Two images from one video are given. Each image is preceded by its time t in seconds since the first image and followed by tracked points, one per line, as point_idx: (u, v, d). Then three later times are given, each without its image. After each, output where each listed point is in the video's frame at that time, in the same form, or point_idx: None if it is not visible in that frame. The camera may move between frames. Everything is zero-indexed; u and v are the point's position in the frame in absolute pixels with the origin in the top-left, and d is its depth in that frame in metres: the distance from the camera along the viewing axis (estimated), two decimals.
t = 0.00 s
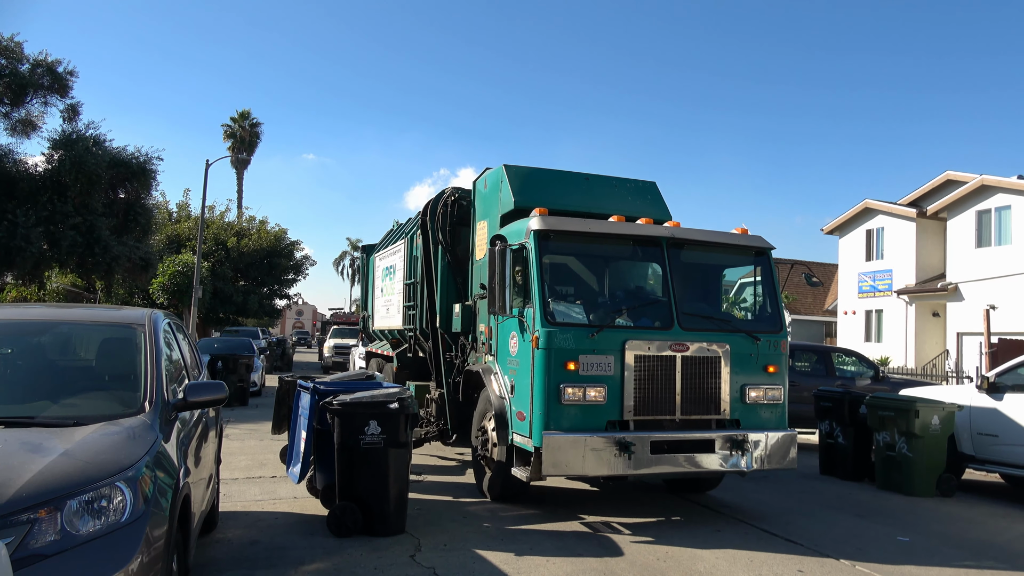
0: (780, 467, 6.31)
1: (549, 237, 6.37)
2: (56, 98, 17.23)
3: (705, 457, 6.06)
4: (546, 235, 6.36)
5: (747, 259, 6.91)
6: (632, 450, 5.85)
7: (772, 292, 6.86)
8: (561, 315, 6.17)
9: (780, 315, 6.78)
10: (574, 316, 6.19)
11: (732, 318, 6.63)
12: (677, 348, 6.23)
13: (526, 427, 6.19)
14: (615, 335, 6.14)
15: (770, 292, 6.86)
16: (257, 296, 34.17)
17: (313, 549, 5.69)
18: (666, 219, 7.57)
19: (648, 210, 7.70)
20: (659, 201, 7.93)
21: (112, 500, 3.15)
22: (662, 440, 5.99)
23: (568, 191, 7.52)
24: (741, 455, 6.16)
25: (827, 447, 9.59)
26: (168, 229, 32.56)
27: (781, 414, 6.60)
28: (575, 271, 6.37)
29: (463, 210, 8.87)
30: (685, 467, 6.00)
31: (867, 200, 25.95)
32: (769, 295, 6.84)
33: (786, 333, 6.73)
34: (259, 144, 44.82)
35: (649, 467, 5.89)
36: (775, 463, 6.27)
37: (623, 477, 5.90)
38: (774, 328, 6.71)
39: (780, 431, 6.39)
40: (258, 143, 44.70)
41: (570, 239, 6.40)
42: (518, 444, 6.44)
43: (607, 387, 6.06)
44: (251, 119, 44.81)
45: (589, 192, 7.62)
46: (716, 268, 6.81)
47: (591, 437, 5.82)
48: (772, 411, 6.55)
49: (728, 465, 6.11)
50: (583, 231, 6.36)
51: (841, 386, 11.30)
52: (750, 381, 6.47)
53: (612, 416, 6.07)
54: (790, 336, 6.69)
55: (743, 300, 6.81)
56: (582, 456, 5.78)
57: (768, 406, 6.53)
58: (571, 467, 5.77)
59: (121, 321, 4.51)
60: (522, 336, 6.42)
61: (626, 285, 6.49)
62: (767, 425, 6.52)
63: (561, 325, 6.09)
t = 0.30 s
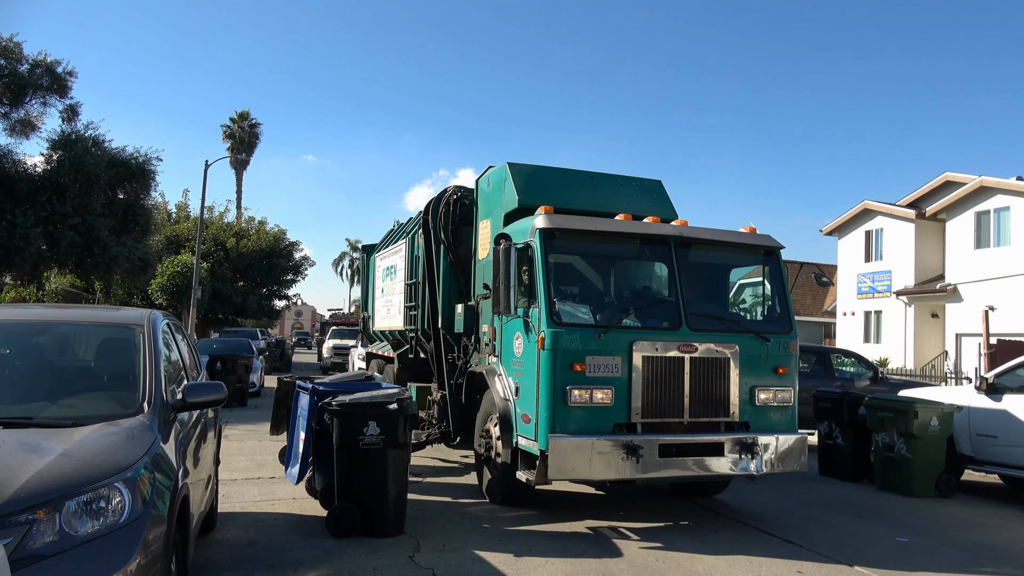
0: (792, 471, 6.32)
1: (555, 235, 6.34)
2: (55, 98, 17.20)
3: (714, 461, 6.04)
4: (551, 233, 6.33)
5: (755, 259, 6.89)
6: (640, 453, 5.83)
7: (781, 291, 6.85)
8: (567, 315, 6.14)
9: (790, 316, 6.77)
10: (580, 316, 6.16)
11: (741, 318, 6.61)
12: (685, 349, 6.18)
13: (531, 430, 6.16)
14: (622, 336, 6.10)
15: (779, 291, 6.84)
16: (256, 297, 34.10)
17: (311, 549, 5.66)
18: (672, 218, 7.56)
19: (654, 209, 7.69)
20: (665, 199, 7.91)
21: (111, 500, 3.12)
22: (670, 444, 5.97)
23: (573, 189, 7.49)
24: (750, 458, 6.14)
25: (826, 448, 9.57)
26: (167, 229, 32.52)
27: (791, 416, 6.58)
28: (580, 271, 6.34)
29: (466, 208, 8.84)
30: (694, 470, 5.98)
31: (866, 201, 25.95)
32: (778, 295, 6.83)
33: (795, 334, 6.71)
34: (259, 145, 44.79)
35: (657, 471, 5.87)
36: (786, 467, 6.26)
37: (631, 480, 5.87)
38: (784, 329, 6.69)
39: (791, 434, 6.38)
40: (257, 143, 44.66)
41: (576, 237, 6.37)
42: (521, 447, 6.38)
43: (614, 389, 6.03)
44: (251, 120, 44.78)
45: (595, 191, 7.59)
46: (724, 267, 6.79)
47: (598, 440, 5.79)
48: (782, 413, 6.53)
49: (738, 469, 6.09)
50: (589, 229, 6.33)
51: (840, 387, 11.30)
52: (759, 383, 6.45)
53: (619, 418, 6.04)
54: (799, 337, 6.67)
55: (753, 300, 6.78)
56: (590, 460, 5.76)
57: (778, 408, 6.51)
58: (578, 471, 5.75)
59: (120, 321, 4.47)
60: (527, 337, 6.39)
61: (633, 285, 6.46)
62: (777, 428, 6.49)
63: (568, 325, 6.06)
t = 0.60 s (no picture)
0: (807, 476, 6.17)
1: (561, 233, 6.26)
2: (52, 100, 17.15)
3: (727, 465, 5.90)
4: (558, 232, 6.25)
5: (767, 257, 6.77)
6: (651, 458, 5.69)
7: (794, 291, 6.72)
8: (575, 315, 6.02)
9: (802, 316, 6.63)
10: (588, 316, 6.05)
11: (753, 319, 6.48)
12: (696, 349, 6.06)
13: (539, 433, 6.02)
14: (632, 337, 5.97)
15: (792, 291, 6.72)
16: (254, 299, 34.01)
17: (309, 551, 5.62)
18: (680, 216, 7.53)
19: (661, 207, 7.67)
20: (672, 197, 7.89)
21: (108, 503, 3.08)
22: (681, 448, 5.83)
23: (579, 186, 7.44)
24: (763, 463, 6.01)
25: (824, 449, 9.56)
26: (164, 231, 32.45)
27: (804, 419, 6.44)
28: (588, 270, 6.24)
29: (468, 207, 8.86)
30: (707, 475, 5.84)
31: (864, 202, 25.97)
32: (790, 295, 6.70)
33: (809, 335, 6.58)
34: (256, 146, 44.72)
35: (668, 475, 5.74)
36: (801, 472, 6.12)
37: (641, 486, 5.73)
38: (797, 330, 6.55)
39: (804, 437, 6.24)
40: (255, 144, 44.61)
41: (584, 236, 6.28)
42: (529, 451, 6.26)
43: (624, 392, 5.88)
44: (248, 121, 44.72)
45: (601, 188, 7.55)
46: (735, 267, 6.68)
47: (608, 445, 5.65)
48: (795, 416, 6.40)
49: (750, 474, 5.95)
50: (597, 227, 6.24)
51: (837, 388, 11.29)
52: (772, 386, 6.31)
53: (629, 422, 5.89)
54: (813, 337, 6.55)
55: (765, 299, 6.66)
56: (599, 466, 5.62)
57: (791, 410, 6.37)
58: (588, 478, 5.60)
59: (117, 323, 4.43)
60: (535, 338, 6.27)
61: (642, 285, 6.35)
62: (790, 431, 6.36)
63: (576, 325, 5.94)
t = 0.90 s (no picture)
0: (821, 481, 5.79)
1: (568, 231, 5.81)
2: (46, 99, 17.06)
3: (738, 471, 5.51)
4: (565, 229, 5.81)
5: (778, 257, 6.35)
6: (660, 463, 5.30)
7: (806, 292, 6.29)
8: (583, 316, 5.59)
9: (814, 317, 6.21)
10: (596, 317, 5.61)
11: (765, 320, 6.05)
12: (707, 351, 5.65)
13: (544, 438, 5.63)
14: (640, 338, 5.55)
15: (804, 291, 6.28)
16: (249, 299, 33.90)
17: (303, 552, 5.57)
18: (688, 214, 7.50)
19: (668, 204, 7.63)
20: (678, 195, 7.86)
21: (101, 504, 3.03)
22: (692, 453, 5.43)
23: (583, 183, 7.40)
24: (776, 468, 5.61)
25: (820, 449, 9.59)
26: (159, 231, 32.34)
27: (818, 423, 6.05)
28: (593, 270, 5.79)
29: (469, 205, 8.83)
30: (719, 481, 5.46)
31: (858, 203, 26.02)
32: (802, 296, 6.27)
33: (821, 337, 6.16)
34: (251, 146, 44.60)
35: (678, 482, 5.34)
36: (815, 479, 5.75)
37: (650, 492, 5.34)
38: (809, 331, 6.14)
39: (818, 441, 5.86)
40: (250, 144, 44.51)
41: (591, 234, 5.85)
42: (533, 456, 5.91)
43: (632, 395, 5.48)
44: (243, 121, 44.60)
45: (606, 185, 7.51)
46: (746, 266, 6.25)
47: (616, 450, 5.26)
48: (808, 420, 6.00)
49: (763, 480, 5.57)
50: (605, 224, 5.81)
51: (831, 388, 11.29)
52: (784, 389, 5.91)
53: (637, 426, 5.50)
54: (826, 340, 6.13)
55: (776, 300, 6.23)
56: (606, 472, 5.24)
57: (804, 414, 5.97)
58: (595, 485, 5.22)
59: (111, 323, 4.38)
60: (539, 339, 5.89)
61: (649, 285, 5.91)
62: (803, 435, 5.97)
63: (583, 326, 5.51)
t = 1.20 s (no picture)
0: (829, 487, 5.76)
1: (572, 230, 5.77)
2: (39, 98, 16.95)
3: (747, 476, 5.47)
4: (569, 228, 5.76)
5: (785, 257, 6.33)
6: (667, 469, 5.25)
7: (814, 293, 6.27)
8: (587, 317, 5.55)
9: (823, 319, 6.19)
10: (601, 318, 5.58)
11: (772, 322, 6.02)
12: (715, 354, 5.60)
13: (546, 442, 5.58)
14: (647, 340, 5.50)
15: (812, 292, 6.27)
16: (242, 299, 33.76)
17: (296, 553, 5.52)
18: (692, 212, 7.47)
19: (672, 202, 7.60)
20: (682, 193, 7.82)
21: (93, 505, 2.98)
22: (699, 458, 5.39)
23: (586, 181, 7.37)
24: (784, 475, 5.59)
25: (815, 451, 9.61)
26: (152, 231, 32.19)
27: (826, 428, 6.02)
28: (597, 270, 5.76)
29: (468, 203, 8.80)
30: (728, 487, 5.41)
31: (852, 204, 26.09)
32: (810, 298, 6.25)
33: (829, 339, 6.13)
34: (244, 146, 44.42)
35: (686, 487, 5.30)
36: (823, 484, 5.72)
37: (657, 499, 5.29)
38: (817, 334, 6.12)
39: (827, 447, 5.84)
40: (244, 145, 44.35)
41: (595, 233, 5.81)
42: (535, 461, 5.84)
43: (638, 399, 5.43)
44: (237, 121, 44.44)
45: (609, 183, 7.48)
46: (753, 267, 6.23)
47: (621, 455, 5.21)
48: (817, 425, 5.98)
49: (772, 486, 5.54)
50: (609, 223, 5.77)
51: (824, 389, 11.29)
52: (793, 392, 5.88)
53: (644, 431, 5.45)
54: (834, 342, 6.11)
55: (784, 301, 6.20)
56: (611, 478, 5.18)
57: (813, 419, 5.95)
58: (600, 492, 5.15)
59: (103, 323, 4.32)
60: (542, 341, 5.84)
61: (655, 285, 5.88)
62: (812, 440, 5.94)
63: (588, 328, 5.47)
